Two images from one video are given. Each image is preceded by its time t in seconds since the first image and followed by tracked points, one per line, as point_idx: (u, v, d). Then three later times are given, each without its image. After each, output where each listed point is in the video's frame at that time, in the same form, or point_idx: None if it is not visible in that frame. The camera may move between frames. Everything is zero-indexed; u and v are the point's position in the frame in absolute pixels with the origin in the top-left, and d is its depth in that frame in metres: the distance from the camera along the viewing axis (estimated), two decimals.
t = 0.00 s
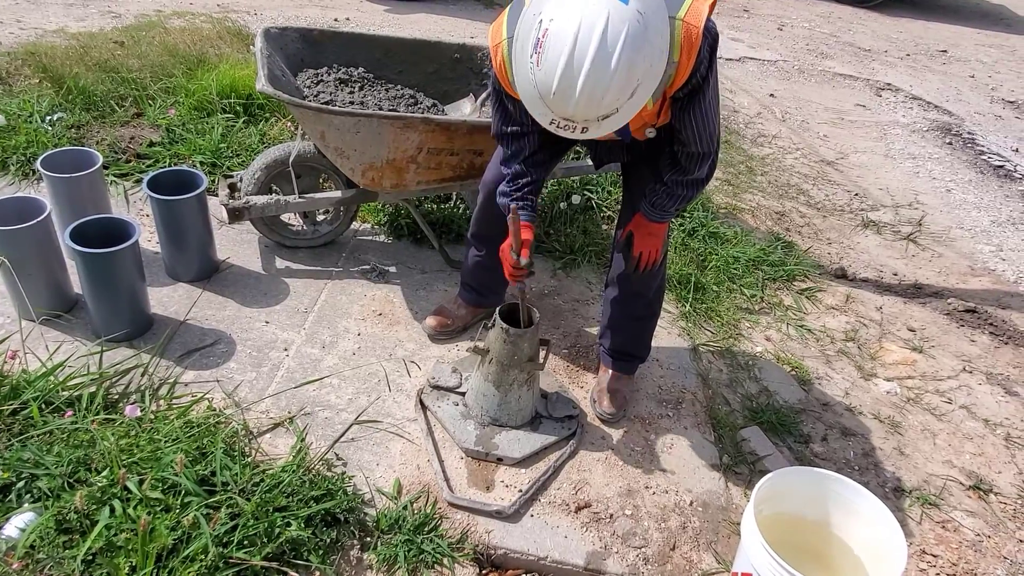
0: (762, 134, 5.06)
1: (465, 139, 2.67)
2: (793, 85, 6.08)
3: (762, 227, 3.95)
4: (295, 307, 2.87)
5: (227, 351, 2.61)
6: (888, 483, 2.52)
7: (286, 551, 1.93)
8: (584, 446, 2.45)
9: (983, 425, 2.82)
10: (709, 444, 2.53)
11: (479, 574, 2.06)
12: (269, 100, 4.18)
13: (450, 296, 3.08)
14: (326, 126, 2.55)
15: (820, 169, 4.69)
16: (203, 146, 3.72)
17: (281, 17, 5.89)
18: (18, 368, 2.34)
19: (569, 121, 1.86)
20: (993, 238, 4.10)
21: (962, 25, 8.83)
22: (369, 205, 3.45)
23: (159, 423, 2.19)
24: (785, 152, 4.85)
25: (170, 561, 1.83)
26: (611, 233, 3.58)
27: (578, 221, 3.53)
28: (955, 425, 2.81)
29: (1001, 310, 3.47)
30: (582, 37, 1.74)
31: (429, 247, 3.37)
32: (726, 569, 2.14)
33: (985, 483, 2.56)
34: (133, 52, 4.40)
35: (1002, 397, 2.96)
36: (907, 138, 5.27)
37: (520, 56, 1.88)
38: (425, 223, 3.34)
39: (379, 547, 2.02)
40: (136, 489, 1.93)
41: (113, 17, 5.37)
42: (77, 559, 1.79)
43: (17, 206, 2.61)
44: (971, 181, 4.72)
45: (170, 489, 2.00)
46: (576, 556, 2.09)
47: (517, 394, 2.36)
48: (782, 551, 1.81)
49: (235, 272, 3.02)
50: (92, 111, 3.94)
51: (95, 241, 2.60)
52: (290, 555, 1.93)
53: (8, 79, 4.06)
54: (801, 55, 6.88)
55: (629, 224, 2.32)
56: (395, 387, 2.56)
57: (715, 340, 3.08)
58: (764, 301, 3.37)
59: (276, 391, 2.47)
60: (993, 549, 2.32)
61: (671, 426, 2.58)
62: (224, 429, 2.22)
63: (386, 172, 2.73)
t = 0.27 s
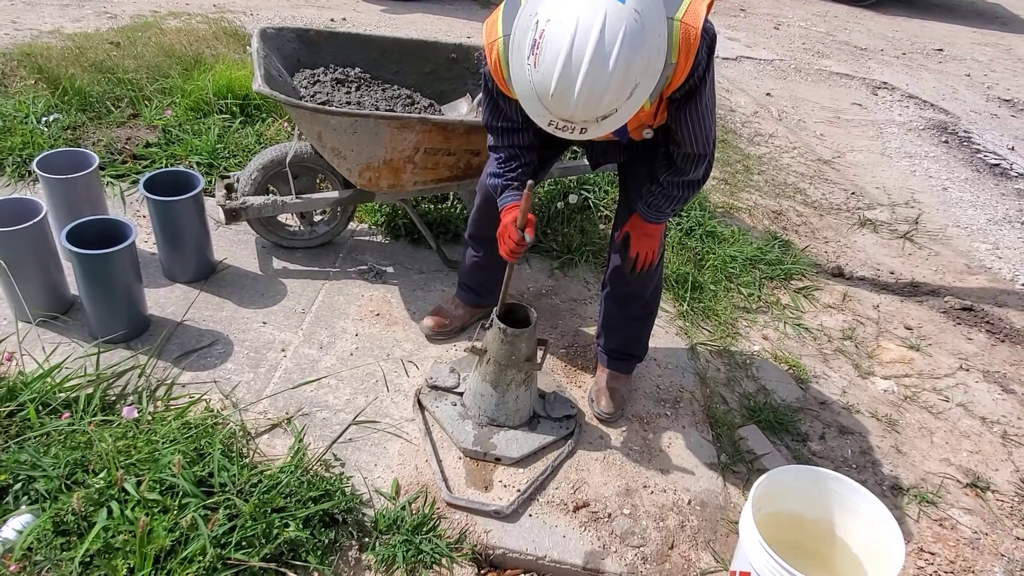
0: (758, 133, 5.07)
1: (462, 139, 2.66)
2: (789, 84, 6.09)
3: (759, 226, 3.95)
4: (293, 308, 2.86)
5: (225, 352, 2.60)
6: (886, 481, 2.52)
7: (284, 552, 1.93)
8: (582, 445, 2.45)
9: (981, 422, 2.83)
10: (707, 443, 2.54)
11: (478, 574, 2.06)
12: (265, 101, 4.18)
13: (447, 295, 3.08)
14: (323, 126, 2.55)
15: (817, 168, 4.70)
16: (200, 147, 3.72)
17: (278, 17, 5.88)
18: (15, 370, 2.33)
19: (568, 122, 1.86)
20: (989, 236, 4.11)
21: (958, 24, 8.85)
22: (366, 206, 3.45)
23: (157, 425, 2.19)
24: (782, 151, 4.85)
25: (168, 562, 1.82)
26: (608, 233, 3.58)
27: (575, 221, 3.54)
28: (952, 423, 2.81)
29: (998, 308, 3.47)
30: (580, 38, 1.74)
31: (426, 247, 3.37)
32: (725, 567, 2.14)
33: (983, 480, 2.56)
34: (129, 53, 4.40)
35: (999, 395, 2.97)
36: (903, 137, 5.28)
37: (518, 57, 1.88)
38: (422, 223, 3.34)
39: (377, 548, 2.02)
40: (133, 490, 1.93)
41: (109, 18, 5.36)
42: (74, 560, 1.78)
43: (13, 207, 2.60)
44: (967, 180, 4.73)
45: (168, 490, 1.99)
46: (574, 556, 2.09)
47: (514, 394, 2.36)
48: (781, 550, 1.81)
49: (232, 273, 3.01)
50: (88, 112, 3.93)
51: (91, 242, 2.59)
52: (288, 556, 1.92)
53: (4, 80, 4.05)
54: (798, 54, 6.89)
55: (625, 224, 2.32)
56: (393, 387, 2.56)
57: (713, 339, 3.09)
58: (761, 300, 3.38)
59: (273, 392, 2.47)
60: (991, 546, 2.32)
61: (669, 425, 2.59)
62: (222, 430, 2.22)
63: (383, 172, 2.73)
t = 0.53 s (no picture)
0: (755, 132, 5.07)
1: (459, 138, 2.66)
2: (785, 83, 6.10)
3: (756, 225, 3.96)
4: (290, 308, 2.86)
5: (222, 352, 2.60)
6: (882, 479, 2.53)
7: (282, 552, 1.93)
8: (579, 444, 2.45)
9: (977, 420, 2.84)
10: (704, 442, 2.54)
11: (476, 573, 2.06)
12: (262, 100, 4.17)
13: (445, 295, 3.08)
14: (320, 126, 2.55)
15: (813, 166, 4.71)
16: (196, 147, 3.71)
17: (274, 16, 5.87)
18: (11, 370, 2.33)
19: (568, 133, 1.86)
20: (985, 234, 4.12)
21: (953, 22, 8.87)
22: (363, 205, 3.44)
23: (154, 425, 2.18)
24: (778, 149, 4.86)
25: (165, 563, 1.82)
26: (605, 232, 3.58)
27: (572, 220, 3.54)
28: (949, 421, 2.82)
29: (994, 306, 3.48)
30: (580, 50, 1.73)
31: (423, 246, 3.37)
32: (722, 566, 2.14)
33: (979, 478, 2.57)
34: (124, 53, 4.38)
35: (995, 393, 2.98)
36: (899, 136, 5.29)
37: (516, 67, 1.88)
38: (420, 222, 3.33)
39: (375, 548, 2.02)
40: (131, 490, 1.93)
41: (104, 17, 5.35)
42: (71, 561, 1.78)
43: (9, 207, 2.60)
44: (963, 178, 4.74)
45: (165, 491, 1.99)
46: (572, 555, 2.10)
47: (512, 394, 2.36)
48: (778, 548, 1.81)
49: (229, 273, 3.01)
50: (84, 112, 3.92)
51: (87, 243, 2.59)
52: (286, 556, 1.92)
53: None
54: (794, 53, 6.90)
55: (624, 226, 2.32)
56: (391, 387, 2.56)
57: (710, 338, 3.09)
58: (758, 299, 3.38)
59: (271, 391, 2.47)
60: (987, 543, 2.33)
61: (666, 424, 2.59)
62: (219, 430, 2.22)
63: (380, 171, 2.72)
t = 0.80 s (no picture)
0: (752, 131, 5.08)
1: (456, 137, 2.66)
2: (782, 82, 6.10)
3: (753, 223, 3.96)
4: (287, 307, 2.86)
5: (219, 351, 2.60)
6: (879, 476, 2.53)
7: (279, 551, 1.92)
8: (576, 443, 2.46)
9: (973, 418, 2.84)
10: (702, 440, 2.54)
11: (473, 572, 2.06)
12: (258, 99, 4.17)
13: (442, 293, 3.08)
14: (316, 125, 2.55)
15: (810, 165, 4.71)
16: (192, 146, 3.70)
17: (270, 15, 5.86)
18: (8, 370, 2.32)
19: (563, 123, 1.87)
20: (981, 233, 4.13)
21: (949, 21, 8.89)
22: (360, 204, 3.44)
23: (151, 425, 2.18)
24: (775, 148, 4.87)
25: (162, 563, 1.82)
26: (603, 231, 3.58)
27: (569, 219, 3.54)
28: (945, 419, 2.83)
29: (990, 304, 3.49)
30: (576, 41, 1.74)
31: (420, 246, 3.37)
32: (720, 564, 2.15)
33: (976, 475, 2.58)
34: (120, 52, 4.37)
35: (991, 390, 2.99)
36: (896, 134, 5.30)
37: (513, 56, 1.88)
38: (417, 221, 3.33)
39: (373, 547, 2.02)
40: (128, 490, 1.92)
41: (100, 16, 5.33)
42: (68, 562, 1.78)
43: (5, 207, 2.59)
44: (959, 177, 4.75)
45: (162, 491, 1.99)
46: (570, 553, 2.10)
47: (509, 393, 2.36)
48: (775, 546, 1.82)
49: (226, 272, 3.00)
50: (80, 111, 3.91)
51: (84, 242, 2.58)
52: (283, 556, 1.92)
53: None
54: (791, 52, 6.91)
55: (619, 225, 2.32)
56: (388, 386, 2.56)
57: (707, 336, 3.10)
58: (755, 297, 3.39)
59: (268, 391, 2.46)
60: (983, 541, 2.34)
61: (664, 422, 2.59)
62: (216, 430, 2.22)
63: (377, 171, 2.72)
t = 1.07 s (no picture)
0: (748, 129, 5.09)
1: (454, 136, 2.65)
2: (779, 80, 6.11)
3: (750, 222, 3.97)
4: (284, 307, 2.85)
5: (216, 351, 2.59)
6: (876, 475, 2.54)
7: (277, 551, 1.92)
8: (574, 442, 2.46)
9: (969, 416, 2.85)
10: (699, 439, 2.55)
11: (471, 571, 2.06)
12: (255, 99, 4.16)
13: (440, 292, 3.08)
14: (313, 124, 2.54)
15: (807, 163, 4.72)
16: (189, 145, 3.70)
17: (266, 14, 5.85)
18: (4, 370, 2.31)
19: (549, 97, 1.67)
20: (977, 231, 4.14)
21: (945, 19, 8.91)
22: (357, 203, 3.44)
23: (148, 425, 2.18)
24: (772, 147, 4.87)
25: (160, 563, 1.82)
26: (600, 229, 3.59)
27: (567, 218, 3.55)
28: (942, 417, 2.83)
29: (986, 302, 3.50)
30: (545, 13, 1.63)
31: (417, 245, 3.37)
32: (717, 562, 2.15)
33: (972, 473, 2.59)
34: (116, 51, 4.36)
35: (987, 388, 3.00)
36: (892, 133, 5.32)
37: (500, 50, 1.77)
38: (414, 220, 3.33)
39: (371, 546, 2.01)
40: (125, 490, 1.92)
41: (95, 15, 5.31)
42: (65, 562, 1.77)
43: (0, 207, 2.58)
44: (955, 175, 4.76)
45: (159, 490, 1.98)
46: (567, 552, 2.10)
47: (507, 392, 2.36)
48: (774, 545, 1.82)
49: (223, 272, 3.00)
50: (76, 110, 3.90)
51: (80, 242, 2.57)
52: (281, 555, 1.92)
53: None
54: (787, 51, 6.92)
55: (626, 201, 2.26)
56: (386, 385, 2.56)
57: (704, 335, 3.10)
58: (752, 296, 3.39)
59: (266, 390, 2.46)
60: (979, 538, 2.35)
61: (661, 421, 2.59)
62: (213, 430, 2.21)
63: (374, 170, 2.72)
